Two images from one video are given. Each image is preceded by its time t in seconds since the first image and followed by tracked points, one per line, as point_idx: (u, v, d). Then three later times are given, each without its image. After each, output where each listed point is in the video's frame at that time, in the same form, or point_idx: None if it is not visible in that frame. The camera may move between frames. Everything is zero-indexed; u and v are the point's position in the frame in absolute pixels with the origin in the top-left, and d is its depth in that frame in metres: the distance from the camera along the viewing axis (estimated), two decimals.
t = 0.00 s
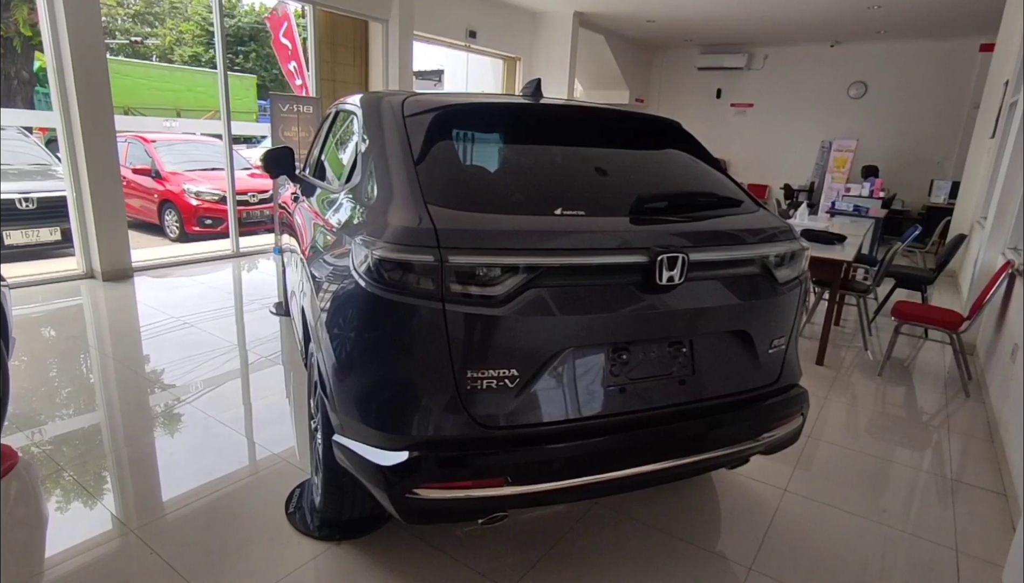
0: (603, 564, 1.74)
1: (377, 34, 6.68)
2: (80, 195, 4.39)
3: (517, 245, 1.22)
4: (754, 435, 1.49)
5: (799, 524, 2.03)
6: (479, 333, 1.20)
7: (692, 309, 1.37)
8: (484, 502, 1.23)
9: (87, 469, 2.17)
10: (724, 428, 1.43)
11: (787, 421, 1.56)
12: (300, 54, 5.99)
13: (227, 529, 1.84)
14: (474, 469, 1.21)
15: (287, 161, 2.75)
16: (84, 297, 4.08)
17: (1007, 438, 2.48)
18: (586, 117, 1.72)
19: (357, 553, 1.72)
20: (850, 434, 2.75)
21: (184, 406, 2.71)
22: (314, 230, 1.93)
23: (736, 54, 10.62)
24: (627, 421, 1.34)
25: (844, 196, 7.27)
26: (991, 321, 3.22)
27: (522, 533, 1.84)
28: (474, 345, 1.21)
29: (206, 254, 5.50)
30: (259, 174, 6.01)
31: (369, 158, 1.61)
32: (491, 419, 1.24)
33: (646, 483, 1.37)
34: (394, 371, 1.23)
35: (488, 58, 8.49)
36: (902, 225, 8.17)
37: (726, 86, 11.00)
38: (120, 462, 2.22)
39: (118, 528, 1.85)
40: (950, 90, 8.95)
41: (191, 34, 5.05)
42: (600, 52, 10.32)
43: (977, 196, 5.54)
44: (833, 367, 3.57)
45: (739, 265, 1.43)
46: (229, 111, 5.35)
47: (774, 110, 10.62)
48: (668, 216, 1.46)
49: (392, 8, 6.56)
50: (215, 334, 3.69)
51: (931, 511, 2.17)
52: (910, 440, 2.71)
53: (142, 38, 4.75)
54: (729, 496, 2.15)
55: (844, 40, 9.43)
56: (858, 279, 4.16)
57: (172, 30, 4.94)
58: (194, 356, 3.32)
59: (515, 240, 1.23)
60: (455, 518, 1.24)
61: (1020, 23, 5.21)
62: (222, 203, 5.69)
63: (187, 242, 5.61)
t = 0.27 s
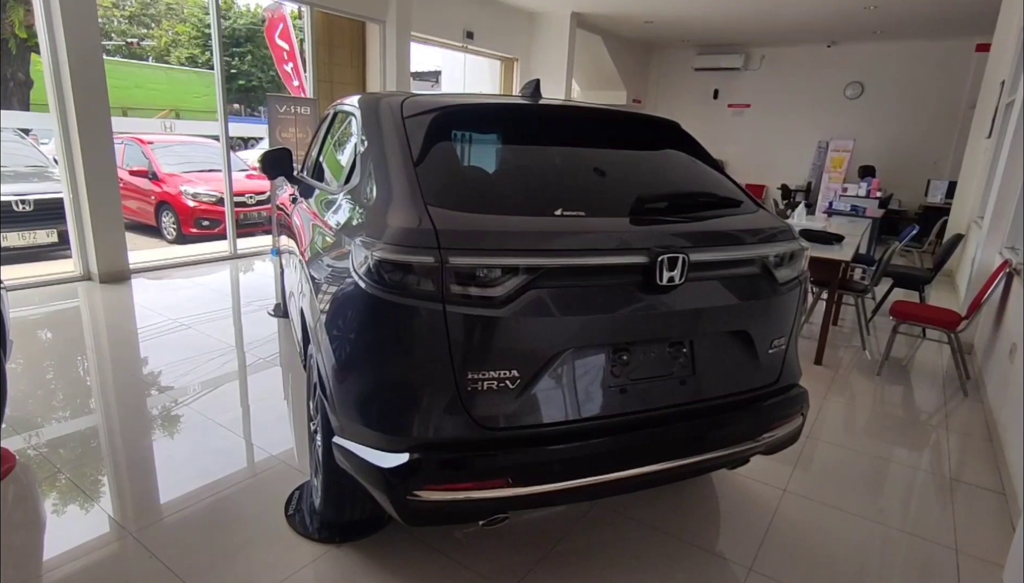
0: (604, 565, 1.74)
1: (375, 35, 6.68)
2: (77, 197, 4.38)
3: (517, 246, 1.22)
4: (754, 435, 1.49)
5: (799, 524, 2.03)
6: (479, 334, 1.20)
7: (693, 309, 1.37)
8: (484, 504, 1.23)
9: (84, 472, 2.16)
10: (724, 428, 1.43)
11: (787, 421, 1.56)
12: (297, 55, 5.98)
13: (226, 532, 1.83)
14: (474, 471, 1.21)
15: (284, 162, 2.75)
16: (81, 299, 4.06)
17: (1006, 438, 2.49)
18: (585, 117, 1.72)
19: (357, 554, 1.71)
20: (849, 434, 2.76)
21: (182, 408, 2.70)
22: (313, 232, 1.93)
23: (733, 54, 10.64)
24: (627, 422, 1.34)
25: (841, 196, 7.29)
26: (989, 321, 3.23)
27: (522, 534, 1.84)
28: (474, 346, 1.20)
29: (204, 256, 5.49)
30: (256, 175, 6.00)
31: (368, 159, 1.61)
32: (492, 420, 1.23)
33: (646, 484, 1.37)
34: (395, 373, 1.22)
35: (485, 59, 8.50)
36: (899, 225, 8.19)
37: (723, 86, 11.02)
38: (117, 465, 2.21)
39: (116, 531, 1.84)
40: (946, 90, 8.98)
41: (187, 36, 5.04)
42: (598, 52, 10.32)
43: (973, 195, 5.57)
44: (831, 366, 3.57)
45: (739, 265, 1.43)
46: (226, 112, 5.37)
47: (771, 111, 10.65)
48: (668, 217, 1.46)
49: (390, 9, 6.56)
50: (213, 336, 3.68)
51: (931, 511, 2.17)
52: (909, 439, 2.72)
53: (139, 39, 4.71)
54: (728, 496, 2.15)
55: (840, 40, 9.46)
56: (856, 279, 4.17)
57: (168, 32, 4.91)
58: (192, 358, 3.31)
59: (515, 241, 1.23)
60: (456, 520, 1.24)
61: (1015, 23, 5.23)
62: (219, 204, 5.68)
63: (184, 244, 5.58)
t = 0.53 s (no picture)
0: (605, 566, 1.74)
1: (372, 36, 6.68)
2: (73, 198, 4.35)
3: (518, 247, 1.22)
4: (754, 436, 1.49)
5: (799, 524, 2.03)
6: (480, 335, 1.20)
7: (693, 310, 1.37)
8: (485, 506, 1.22)
9: (80, 475, 2.15)
10: (724, 428, 1.43)
11: (788, 421, 1.56)
12: (295, 56, 5.98)
13: (225, 535, 1.82)
14: (475, 472, 1.21)
15: (283, 163, 2.75)
16: (78, 302, 4.04)
17: (1005, 437, 2.49)
18: (584, 118, 1.72)
19: (357, 557, 1.70)
20: (849, 434, 2.76)
21: (180, 410, 2.69)
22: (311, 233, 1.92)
23: (730, 55, 10.66)
24: (628, 423, 1.34)
25: (838, 196, 7.30)
26: (987, 320, 3.24)
27: (523, 536, 1.84)
28: (474, 347, 1.20)
29: (201, 258, 5.47)
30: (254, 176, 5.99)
31: (367, 160, 1.60)
32: (492, 422, 1.23)
33: (647, 485, 1.37)
34: (395, 375, 1.22)
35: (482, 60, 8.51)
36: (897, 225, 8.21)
37: (720, 87, 11.03)
38: (114, 468, 2.20)
39: (113, 534, 1.83)
40: (943, 90, 9.01)
41: (184, 37, 5.03)
42: (595, 53, 10.33)
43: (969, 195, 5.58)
44: (830, 366, 3.58)
45: (738, 265, 1.43)
46: (222, 113, 5.38)
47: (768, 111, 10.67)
48: (668, 217, 1.46)
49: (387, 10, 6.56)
50: (211, 338, 3.67)
51: (930, 510, 2.18)
52: (908, 439, 2.72)
53: (135, 41, 4.68)
54: (728, 497, 2.15)
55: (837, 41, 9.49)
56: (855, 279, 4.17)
57: (164, 33, 4.88)
58: (190, 360, 3.29)
59: (516, 242, 1.23)
60: (456, 521, 1.24)
61: (1011, 23, 5.25)
62: (217, 205, 5.68)
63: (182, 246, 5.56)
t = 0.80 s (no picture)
0: (606, 567, 1.74)
1: (369, 36, 6.67)
2: (69, 200, 4.34)
3: (517, 247, 1.22)
4: (754, 436, 1.49)
5: (799, 524, 2.03)
6: (479, 336, 1.19)
7: (693, 310, 1.36)
8: (485, 508, 1.22)
9: (77, 477, 2.14)
10: (725, 429, 1.43)
11: (788, 421, 1.56)
12: (291, 57, 5.98)
13: (224, 538, 1.81)
14: (475, 474, 1.20)
15: (280, 165, 2.74)
16: (75, 304, 4.02)
17: (1004, 436, 2.49)
18: (583, 118, 1.72)
19: (357, 559, 1.70)
20: (848, 433, 2.76)
21: (177, 413, 2.67)
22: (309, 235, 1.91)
23: (727, 55, 10.67)
24: (628, 423, 1.33)
25: (836, 196, 7.31)
26: (985, 319, 3.24)
27: (524, 537, 1.83)
28: (474, 348, 1.20)
29: (199, 259, 5.45)
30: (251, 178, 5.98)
31: (366, 160, 1.60)
32: (492, 423, 1.23)
33: (648, 486, 1.36)
34: (395, 376, 1.21)
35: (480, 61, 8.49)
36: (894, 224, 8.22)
37: (717, 87, 11.05)
38: (112, 471, 2.19)
39: (111, 538, 1.82)
40: (940, 90, 9.03)
41: (180, 39, 5.03)
42: (592, 53, 10.34)
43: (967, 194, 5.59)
44: (829, 366, 3.58)
45: (738, 265, 1.43)
46: (220, 114, 5.34)
47: (765, 111, 10.68)
48: (668, 217, 1.46)
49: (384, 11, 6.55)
50: (209, 340, 3.65)
51: (930, 509, 2.18)
52: (907, 438, 2.72)
53: (132, 42, 4.70)
54: (728, 497, 2.14)
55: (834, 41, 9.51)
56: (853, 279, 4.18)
57: (160, 34, 4.89)
58: (187, 362, 3.28)
59: (516, 242, 1.22)
60: (456, 524, 1.23)
61: (1007, 23, 5.27)
62: (215, 207, 5.65)
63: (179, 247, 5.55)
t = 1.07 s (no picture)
0: (608, 568, 1.73)
1: (367, 36, 6.66)
2: (67, 201, 4.33)
3: (518, 248, 1.21)
4: (755, 436, 1.48)
5: (801, 524, 2.02)
6: (480, 337, 1.19)
7: (694, 310, 1.36)
8: (486, 509, 1.21)
9: (75, 479, 2.13)
10: (725, 429, 1.43)
11: (789, 420, 1.56)
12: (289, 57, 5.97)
13: (223, 540, 1.80)
14: (476, 475, 1.20)
15: (278, 165, 2.72)
16: (72, 305, 4.01)
17: (1005, 435, 2.49)
18: (582, 118, 1.71)
19: (358, 560, 1.69)
20: (847, 433, 2.76)
21: (175, 415, 2.66)
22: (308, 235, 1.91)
23: (725, 55, 10.68)
24: (628, 424, 1.33)
25: (834, 195, 7.31)
26: (984, 318, 3.24)
27: (525, 538, 1.83)
28: (474, 349, 1.19)
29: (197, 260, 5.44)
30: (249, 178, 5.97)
31: (365, 160, 1.59)
32: (492, 424, 1.22)
33: (649, 487, 1.36)
34: (395, 377, 1.21)
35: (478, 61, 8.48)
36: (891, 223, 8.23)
37: (715, 86, 11.06)
38: (109, 473, 2.18)
39: (109, 540, 1.81)
40: (937, 89, 9.05)
41: (177, 40, 5.01)
42: (590, 53, 10.34)
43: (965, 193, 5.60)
44: (828, 365, 3.58)
45: (739, 265, 1.42)
46: (217, 115, 5.32)
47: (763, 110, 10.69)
48: (669, 216, 1.45)
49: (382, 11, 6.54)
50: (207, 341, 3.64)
51: (931, 508, 2.18)
52: (907, 437, 2.72)
53: (128, 43, 4.69)
54: (730, 497, 2.14)
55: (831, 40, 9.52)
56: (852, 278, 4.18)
57: (157, 35, 4.89)
58: (186, 364, 3.27)
59: (516, 242, 1.22)
60: (456, 525, 1.23)
61: (1004, 22, 5.28)
62: (212, 208, 5.61)
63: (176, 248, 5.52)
